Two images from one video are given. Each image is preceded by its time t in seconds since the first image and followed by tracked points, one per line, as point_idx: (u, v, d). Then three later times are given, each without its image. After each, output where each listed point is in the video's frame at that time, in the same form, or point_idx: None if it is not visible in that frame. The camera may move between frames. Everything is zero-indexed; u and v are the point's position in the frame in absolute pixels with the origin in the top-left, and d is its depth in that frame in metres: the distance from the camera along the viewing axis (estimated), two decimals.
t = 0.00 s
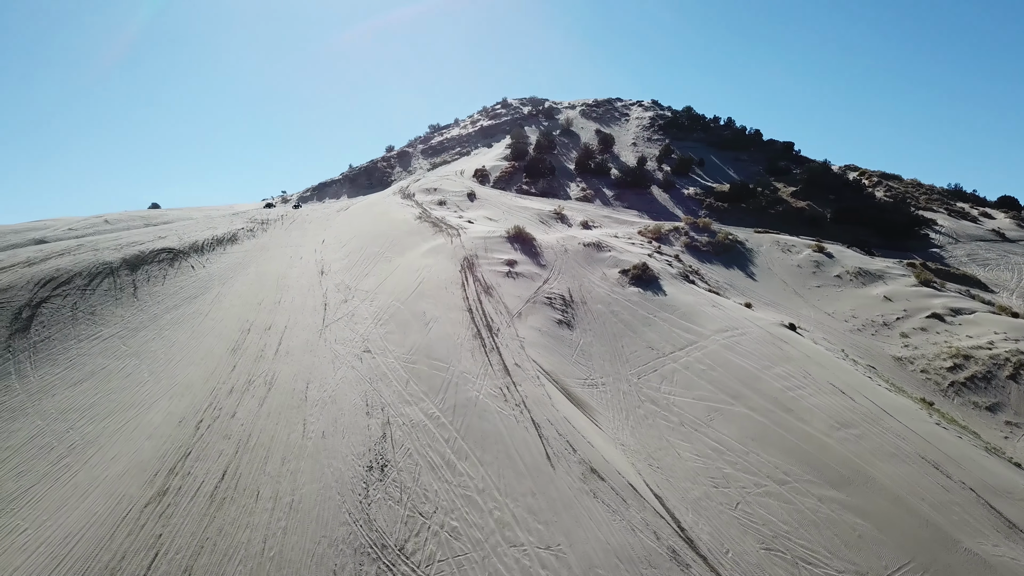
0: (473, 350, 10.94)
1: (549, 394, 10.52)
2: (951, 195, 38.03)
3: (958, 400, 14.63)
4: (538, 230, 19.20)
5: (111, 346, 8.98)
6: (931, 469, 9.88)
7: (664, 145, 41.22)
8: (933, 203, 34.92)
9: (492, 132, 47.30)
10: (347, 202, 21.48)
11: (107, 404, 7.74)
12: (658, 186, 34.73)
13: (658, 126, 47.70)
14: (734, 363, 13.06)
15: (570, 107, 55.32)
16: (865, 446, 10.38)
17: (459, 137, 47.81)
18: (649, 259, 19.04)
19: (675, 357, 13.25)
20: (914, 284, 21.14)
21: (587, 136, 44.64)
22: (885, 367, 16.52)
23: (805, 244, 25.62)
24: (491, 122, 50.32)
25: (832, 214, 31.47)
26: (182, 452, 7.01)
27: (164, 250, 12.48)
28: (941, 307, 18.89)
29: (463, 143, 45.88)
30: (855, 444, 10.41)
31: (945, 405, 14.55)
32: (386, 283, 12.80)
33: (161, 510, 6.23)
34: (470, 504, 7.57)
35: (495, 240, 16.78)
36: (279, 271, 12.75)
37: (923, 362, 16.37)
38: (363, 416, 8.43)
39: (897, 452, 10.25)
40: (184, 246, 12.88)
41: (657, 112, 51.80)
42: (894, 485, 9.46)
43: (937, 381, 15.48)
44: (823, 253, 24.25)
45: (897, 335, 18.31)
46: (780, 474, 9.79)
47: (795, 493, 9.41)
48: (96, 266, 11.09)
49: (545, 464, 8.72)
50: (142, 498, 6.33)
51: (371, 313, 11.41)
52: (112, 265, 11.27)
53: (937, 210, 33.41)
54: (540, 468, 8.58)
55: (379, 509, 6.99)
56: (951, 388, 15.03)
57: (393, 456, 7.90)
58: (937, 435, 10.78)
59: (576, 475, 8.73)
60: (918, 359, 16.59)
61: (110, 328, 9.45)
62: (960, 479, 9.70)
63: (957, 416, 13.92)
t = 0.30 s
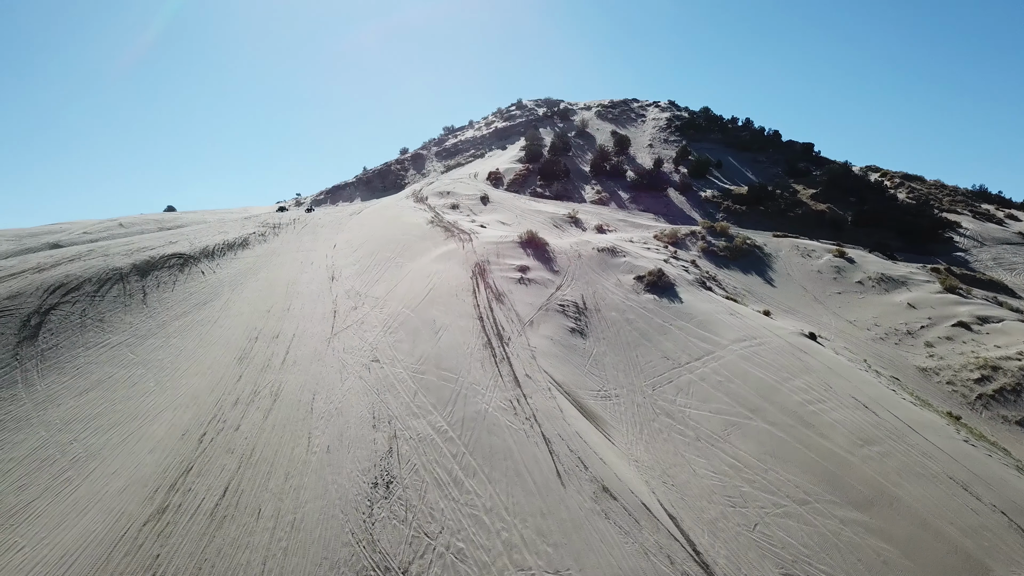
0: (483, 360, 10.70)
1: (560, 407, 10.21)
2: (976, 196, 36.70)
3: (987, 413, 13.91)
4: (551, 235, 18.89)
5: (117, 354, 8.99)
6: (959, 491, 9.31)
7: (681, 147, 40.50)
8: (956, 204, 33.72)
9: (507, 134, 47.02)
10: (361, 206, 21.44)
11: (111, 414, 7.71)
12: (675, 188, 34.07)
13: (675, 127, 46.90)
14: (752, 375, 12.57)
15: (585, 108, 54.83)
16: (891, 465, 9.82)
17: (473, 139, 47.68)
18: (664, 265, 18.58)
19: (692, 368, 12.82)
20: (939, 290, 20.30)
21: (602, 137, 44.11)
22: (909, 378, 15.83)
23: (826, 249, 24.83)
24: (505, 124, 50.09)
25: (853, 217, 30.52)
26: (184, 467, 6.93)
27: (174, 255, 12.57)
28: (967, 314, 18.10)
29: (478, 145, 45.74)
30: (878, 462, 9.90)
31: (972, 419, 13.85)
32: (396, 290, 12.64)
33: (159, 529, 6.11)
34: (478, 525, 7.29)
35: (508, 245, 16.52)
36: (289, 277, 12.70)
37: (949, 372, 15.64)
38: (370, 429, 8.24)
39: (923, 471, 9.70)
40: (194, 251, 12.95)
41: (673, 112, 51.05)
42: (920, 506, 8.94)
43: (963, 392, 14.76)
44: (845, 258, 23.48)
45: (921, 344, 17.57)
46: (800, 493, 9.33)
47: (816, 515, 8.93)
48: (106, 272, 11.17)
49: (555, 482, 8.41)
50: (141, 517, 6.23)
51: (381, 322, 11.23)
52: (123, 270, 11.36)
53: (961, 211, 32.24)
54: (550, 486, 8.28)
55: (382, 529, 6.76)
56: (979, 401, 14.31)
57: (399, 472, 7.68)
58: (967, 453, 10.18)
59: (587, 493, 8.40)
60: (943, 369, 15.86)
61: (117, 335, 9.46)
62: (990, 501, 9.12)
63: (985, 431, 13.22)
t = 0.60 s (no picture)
0: (491, 371, 10.45)
1: (569, 421, 9.91)
2: (999, 198, 35.38)
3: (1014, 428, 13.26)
4: (562, 240, 18.58)
5: (121, 363, 9.24)
6: (987, 515, 8.79)
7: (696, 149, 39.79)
8: (976, 207, 32.61)
9: (519, 135, 46.86)
10: (371, 209, 21.42)
11: (113, 425, 7.90)
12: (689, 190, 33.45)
13: (689, 128, 46.10)
14: (768, 386, 12.06)
15: (598, 109, 54.35)
16: (914, 485, 9.31)
17: (484, 141, 47.50)
18: (678, 271, 18.14)
19: (706, 379, 12.39)
20: (961, 297, 19.52)
21: (614, 139, 43.57)
22: (930, 390, 15.21)
23: (844, 254, 24.09)
24: (517, 125, 49.80)
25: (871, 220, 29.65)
26: (182, 483, 6.96)
27: (181, 261, 12.87)
28: (992, 322, 17.34)
29: (489, 147, 45.72)
30: (901, 482, 9.36)
31: (999, 434, 13.20)
32: (404, 297, 12.48)
33: (154, 550, 6.08)
34: (482, 546, 7.01)
35: (517, 250, 16.27)
36: (296, 284, 12.68)
37: (973, 384, 15.00)
38: (373, 443, 8.04)
39: (947, 492, 9.19)
40: (200, 256, 13.21)
41: (688, 113, 50.33)
42: (946, 530, 8.45)
43: (988, 407, 14.12)
44: (863, 263, 22.73)
45: (942, 353, 16.89)
46: (819, 514, 8.87)
47: (835, 538, 8.49)
48: (112, 279, 11.47)
49: (562, 501, 8.10)
50: (137, 536, 6.23)
51: (388, 330, 11.06)
52: (130, 277, 11.66)
53: (982, 214, 31.17)
54: (557, 505, 7.96)
55: (381, 550, 6.54)
56: (1004, 415, 13.69)
57: (401, 488, 7.46)
58: (995, 474, 9.62)
59: (595, 513, 8.06)
60: (967, 381, 15.20)
61: (121, 343, 9.72)
62: (1021, 526, 8.55)
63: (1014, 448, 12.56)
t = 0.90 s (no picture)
0: (499, 382, 10.19)
1: (579, 435, 9.57)
2: None
3: None
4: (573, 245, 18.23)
5: (125, 373, 9.22)
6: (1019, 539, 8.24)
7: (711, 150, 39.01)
8: (999, 209, 31.50)
9: (531, 136, 46.61)
10: (382, 213, 21.34)
11: (115, 439, 7.86)
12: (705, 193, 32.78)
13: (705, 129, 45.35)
14: (784, 399, 11.53)
15: (612, 110, 53.84)
16: (941, 508, 8.78)
17: (497, 143, 47.33)
18: (692, 277, 17.67)
19: (721, 391, 11.93)
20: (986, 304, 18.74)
21: (628, 141, 42.97)
22: (954, 403, 14.57)
23: (863, 258, 23.34)
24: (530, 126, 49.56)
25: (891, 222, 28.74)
26: (181, 500, 6.87)
27: (190, 266, 12.87)
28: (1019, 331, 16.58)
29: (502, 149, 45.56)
30: (925, 504, 8.86)
31: None
32: (412, 304, 12.30)
33: (150, 570, 5.99)
34: (487, 569, 6.72)
35: (528, 256, 16.00)
36: (304, 290, 12.58)
37: (1000, 398, 14.31)
38: (377, 458, 7.83)
39: (975, 515, 8.66)
40: (209, 261, 13.20)
41: (703, 114, 49.62)
42: (975, 558, 7.95)
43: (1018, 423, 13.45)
44: (884, 269, 21.97)
45: (966, 364, 16.20)
46: (838, 537, 8.43)
47: (856, 563, 8.04)
48: (121, 285, 11.52)
49: (571, 522, 7.74)
50: (135, 555, 6.15)
51: (395, 339, 10.87)
52: (139, 283, 11.70)
53: (1006, 216, 30.09)
54: (566, 526, 7.61)
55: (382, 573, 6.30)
56: None
57: (405, 507, 7.22)
58: None
59: (605, 535, 7.65)
60: (993, 394, 14.53)
61: (126, 353, 9.72)
62: None
63: None
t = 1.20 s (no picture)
0: (511, 395, 9.93)
1: (592, 450, 9.24)
2: None
3: None
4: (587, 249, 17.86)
5: (133, 382, 9.22)
6: None
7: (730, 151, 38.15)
8: None
9: (546, 137, 46.29)
10: (395, 217, 21.28)
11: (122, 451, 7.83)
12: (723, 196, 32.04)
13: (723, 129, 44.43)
14: (804, 412, 11.03)
15: (628, 111, 53.19)
16: (969, 533, 8.23)
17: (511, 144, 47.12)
18: (710, 284, 17.17)
19: (739, 404, 11.48)
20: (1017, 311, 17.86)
21: (645, 142, 42.30)
22: (985, 418, 13.86)
23: (886, 263, 22.51)
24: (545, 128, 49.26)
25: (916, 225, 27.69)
26: (182, 517, 6.78)
27: (201, 271, 12.90)
28: None
29: (516, 150, 45.35)
30: (955, 529, 8.30)
31: None
32: (423, 311, 12.11)
33: None
34: None
35: (542, 262, 15.71)
36: (316, 296, 12.51)
37: None
38: (384, 474, 7.64)
39: (1009, 541, 8.08)
40: (220, 266, 13.23)
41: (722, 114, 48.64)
42: None
43: None
44: (909, 275, 21.13)
45: (996, 374, 15.42)
46: (863, 563, 7.97)
47: None
48: (133, 291, 11.58)
49: (582, 544, 7.39)
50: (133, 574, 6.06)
51: (406, 347, 10.70)
52: (151, 289, 11.75)
53: None
54: (577, 549, 7.26)
55: None
56: None
57: (411, 526, 7.01)
58: None
59: (617, 559, 7.28)
60: None
61: (134, 360, 9.73)
62: None
63: None
